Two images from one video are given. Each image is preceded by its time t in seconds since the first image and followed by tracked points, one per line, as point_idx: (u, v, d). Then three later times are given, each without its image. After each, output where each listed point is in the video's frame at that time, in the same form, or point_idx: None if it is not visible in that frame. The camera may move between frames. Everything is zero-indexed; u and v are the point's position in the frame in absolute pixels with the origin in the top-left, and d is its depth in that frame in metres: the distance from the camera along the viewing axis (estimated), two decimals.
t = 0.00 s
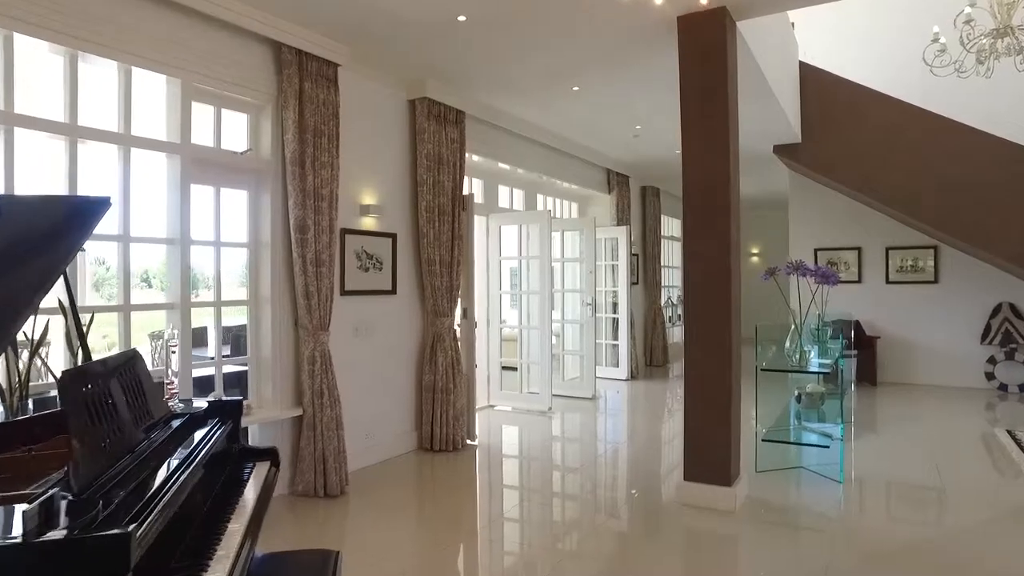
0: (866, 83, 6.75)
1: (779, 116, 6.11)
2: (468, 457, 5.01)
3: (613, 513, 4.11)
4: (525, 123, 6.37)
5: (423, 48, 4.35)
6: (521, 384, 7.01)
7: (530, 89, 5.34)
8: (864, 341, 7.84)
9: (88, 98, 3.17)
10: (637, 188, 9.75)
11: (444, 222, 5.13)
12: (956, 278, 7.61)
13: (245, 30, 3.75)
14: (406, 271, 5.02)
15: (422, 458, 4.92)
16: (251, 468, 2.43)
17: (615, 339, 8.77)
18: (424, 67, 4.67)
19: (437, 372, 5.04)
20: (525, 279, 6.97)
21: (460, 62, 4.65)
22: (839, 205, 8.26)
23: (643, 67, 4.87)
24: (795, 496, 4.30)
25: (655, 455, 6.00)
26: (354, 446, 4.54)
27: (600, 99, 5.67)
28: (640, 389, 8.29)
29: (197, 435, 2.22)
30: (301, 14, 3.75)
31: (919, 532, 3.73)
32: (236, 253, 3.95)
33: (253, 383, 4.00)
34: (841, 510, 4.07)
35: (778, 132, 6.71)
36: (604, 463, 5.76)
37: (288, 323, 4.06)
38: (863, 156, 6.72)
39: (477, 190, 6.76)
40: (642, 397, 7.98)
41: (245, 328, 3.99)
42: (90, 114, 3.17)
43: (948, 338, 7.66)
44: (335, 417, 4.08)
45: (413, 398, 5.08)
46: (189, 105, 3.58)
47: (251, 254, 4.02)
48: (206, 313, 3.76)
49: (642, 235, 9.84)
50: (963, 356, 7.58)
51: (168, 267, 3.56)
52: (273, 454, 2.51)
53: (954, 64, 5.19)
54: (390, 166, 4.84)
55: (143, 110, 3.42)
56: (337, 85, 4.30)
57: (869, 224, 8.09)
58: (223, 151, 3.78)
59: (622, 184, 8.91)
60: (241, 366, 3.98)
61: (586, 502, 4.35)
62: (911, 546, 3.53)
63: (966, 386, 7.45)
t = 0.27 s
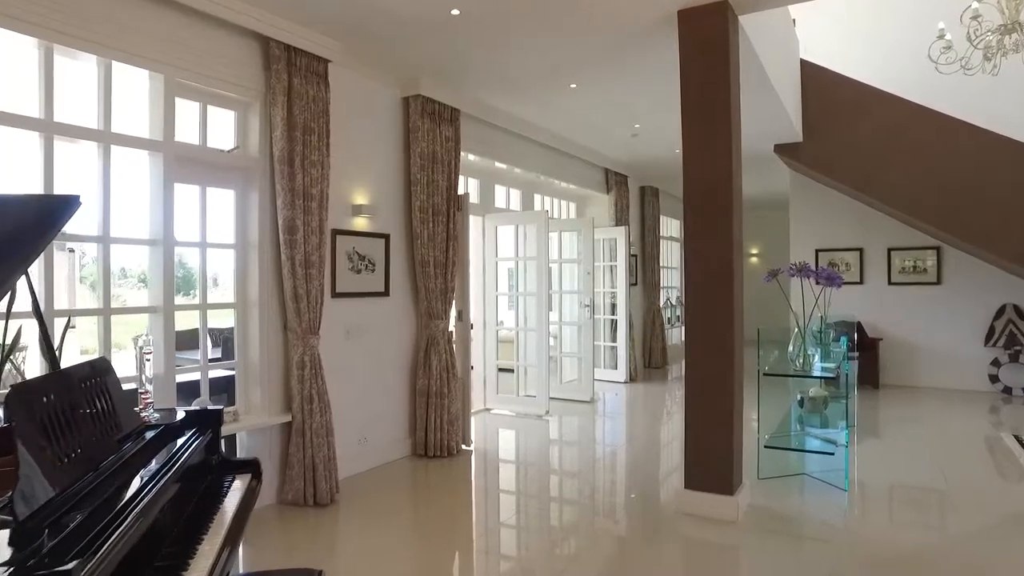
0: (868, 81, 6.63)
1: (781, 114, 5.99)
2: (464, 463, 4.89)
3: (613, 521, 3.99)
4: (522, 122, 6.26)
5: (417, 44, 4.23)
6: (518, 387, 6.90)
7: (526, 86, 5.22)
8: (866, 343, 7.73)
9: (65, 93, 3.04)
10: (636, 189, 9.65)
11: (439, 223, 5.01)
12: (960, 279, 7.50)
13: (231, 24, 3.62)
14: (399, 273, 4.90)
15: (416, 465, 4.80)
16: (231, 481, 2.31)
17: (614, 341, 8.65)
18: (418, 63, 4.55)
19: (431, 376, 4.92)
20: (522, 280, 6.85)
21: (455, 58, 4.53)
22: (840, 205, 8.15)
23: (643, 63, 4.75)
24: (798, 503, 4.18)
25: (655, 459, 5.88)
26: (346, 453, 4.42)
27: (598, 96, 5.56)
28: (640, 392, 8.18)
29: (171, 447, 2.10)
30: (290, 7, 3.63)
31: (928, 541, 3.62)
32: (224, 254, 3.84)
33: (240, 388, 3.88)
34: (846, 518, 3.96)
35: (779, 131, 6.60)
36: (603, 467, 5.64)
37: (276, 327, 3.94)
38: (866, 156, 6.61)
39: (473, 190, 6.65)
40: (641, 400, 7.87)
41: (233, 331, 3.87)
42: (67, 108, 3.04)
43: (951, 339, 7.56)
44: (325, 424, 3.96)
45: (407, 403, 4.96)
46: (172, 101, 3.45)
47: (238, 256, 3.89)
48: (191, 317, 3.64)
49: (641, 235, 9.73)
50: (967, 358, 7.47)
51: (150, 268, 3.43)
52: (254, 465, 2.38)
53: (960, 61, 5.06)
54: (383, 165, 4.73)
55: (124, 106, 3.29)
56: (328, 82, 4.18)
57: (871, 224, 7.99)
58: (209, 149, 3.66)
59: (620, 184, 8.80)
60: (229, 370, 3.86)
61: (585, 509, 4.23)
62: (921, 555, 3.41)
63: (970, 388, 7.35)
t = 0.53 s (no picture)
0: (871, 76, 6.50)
1: (783, 109, 5.86)
2: (457, 466, 4.76)
3: (609, 525, 3.86)
4: (517, 117, 6.13)
5: (407, 34, 4.10)
6: (514, 388, 6.77)
7: (522, 79, 5.09)
8: (868, 343, 7.61)
9: (36, 80, 2.90)
10: (634, 186, 9.52)
11: (431, 219, 4.88)
12: (963, 277, 7.38)
13: (213, 11, 3.49)
14: (390, 270, 4.77)
15: (407, 468, 4.67)
16: (204, 488, 2.18)
17: (611, 341, 8.52)
18: (409, 54, 4.42)
19: (423, 378, 4.79)
20: (517, 279, 6.72)
21: (447, 50, 4.40)
22: (841, 203, 8.03)
23: (640, 55, 4.62)
24: (800, 508, 4.06)
25: (653, 461, 5.75)
26: (334, 456, 4.29)
27: (595, 90, 5.43)
28: (637, 392, 8.05)
29: (137, 454, 1.97)
30: None
31: (935, 545, 3.50)
32: (207, 251, 3.70)
33: (224, 390, 3.75)
34: (851, 522, 3.84)
35: (779, 127, 6.48)
36: (599, 469, 5.52)
37: (261, 326, 3.81)
38: (868, 153, 6.49)
39: (468, 187, 6.53)
40: (639, 400, 7.74)
41: (217, 331, 3.74)
42: (38, 97, 2.91)
43: (954, 339, 7.44)
44: (312, 426, 3.83)
45: (399, 404, 4.83)
46: (151, 92, 3.32)
47: (222, 253, 3.76)
48: (172, 317, 3.50)
49: (639, 234, 9.61)
50: (970, 358, 7.36)
51: (128, 266, 3.29)
52: (229, 472, 2.25)
53: (966, 53, 4.93)
54: (373, 160, 4.60)
55: (101, 96, 3.16)
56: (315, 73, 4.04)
57: (872, 222, 7.87)
58: (191, 142, 3.53)
59: (618, 182, 8.67)
60: (212, 372, 3.73)
61: (581, 513, 4.10)
62: (929, 561, 3.29)
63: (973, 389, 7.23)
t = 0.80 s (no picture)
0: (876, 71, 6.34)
1: (785, 104, 5.71)
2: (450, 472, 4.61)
3: (607, 533, 3.71)
4: (513, 113, 5.98)
5: (397, 25, 3.94)
6: (509, 391, 6.62)
7: (517, 73, 4.94)
8: (871, 344, 7.47)
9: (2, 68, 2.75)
10: (632, 185, 9.37)
11: (423, 218, 4.74)
12: (968, 277, 7.24)
13: None
14: (380, 270, 4.62)
15: (398, 474, 4.52)
16: (170, 501, 2.03)
17: (609, 342, 8.36)
18: (399, 46, 4.26)
19: (414, 381, 4.64)
20: (513, 278, 6.56)
21: (438, 41, 4.24)
22: (843, 201, 7.88)
23: (639, 47, 4.47)
24: (805, 515, 3.92)
25: (652, 466, 5.60)
26: (321, 462, 4.15)
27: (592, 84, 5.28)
28: (636, 395, 7.90)
29: (92, 467, 1.82)
30: None
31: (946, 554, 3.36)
32: (188, 249, 3.55)
33: (205, 394, 3.60)
34: (858, 530, 3.70)
35: (781, 124, 6.33)
36: (597, 474, 5.36)
37: (244, 328, 3.65)
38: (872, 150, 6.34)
39: (463, 184, 6.39)
40: (638, 403, 7.59)
41: (197, 333, 3.58)
42: (4, 86, 2.76)
43: (960, 340, 7.30)
44: (296, 432, 3.67)
45: (390, 408, 4.69)
46: (127, 83, 3.16)
47: (204, 252, 3.61)
48: (150, 318, 3.34)
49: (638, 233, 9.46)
50: (975, 359, 7.22)
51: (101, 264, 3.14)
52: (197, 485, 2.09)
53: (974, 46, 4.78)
54: (362, 156, 4.46)
55: (72, 86, 3.00)
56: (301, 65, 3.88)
57: (875, 221, 7.72)
58: (170, 136, 3.37)
59: (616, 180, 8.52)
60: (193, 375, 3.57)
61: (578, 520, 3.95)
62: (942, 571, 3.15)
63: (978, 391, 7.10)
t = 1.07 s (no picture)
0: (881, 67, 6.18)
1: (789, 100, 5.56)
2: (443, 479, 4.46)
3: (606, 542, 3.56)
4: (509, 109, 5.82)
5: (387, 15, 3.79)
6: (506, 394, 6.46)
7: (512, 66, 4.78)
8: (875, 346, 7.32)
9: None
10: (632, 184, 9.21)
11: (415, 217, 4.59)
12: (976, 277, 7.09)
13: None
14: (371, 270, 4.47)
15: (388, 481, 4.37)
16: (129, 521, 1.87)
17: (609, 344, 8.21)
18: (390, 38, 4.11)
19: (405, 386, 4.49)
20: (510, 279, 6.41)
21: (430, 33, 4.09)
22: (847, 200, 7.73)
23: (639, 39, 4.32)
24: (812, 526, 3.76)
25: (652, 472, 5.44)
26: (307, 470, 4.00)
27: (591, 79, 5.13)
28: (636, 398, 7.75)
29: (41, 485, 1.66)
30: None
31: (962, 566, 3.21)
32: (166, 249, 3.39)
33: (184, 401, 3.43)
34: (867, 541, 3.54)
35: (784, 120, 6.18)
36: (596, 480, 5.21)
37: (225, 331, 3.49)
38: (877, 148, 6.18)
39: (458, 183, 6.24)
40: (638, 406, 7.44)
41: (176, 337, 3.42)
42: None
43: (967, 341, 7.14)
44: (280, 440, 3.52)
45: (380, 413, 4.54)
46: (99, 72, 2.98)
47: (183, 252, 3.45)
48: (124, 321, 3.18)
49: (637, 233, 9.30)
50: (983, 361, 7.07)
51: (71, 264, 2.96)
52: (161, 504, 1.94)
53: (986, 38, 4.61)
54: (351, 153, 4.31)
55: (39, 76, 2.84)
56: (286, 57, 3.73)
57: (880, 221, 7.57)
58: (147, 130, 3.20)
59: (616, 179, 8.37)
60: (171, 381, 3.41)
61: (575, 528, 3.79)
62: None
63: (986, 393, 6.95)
